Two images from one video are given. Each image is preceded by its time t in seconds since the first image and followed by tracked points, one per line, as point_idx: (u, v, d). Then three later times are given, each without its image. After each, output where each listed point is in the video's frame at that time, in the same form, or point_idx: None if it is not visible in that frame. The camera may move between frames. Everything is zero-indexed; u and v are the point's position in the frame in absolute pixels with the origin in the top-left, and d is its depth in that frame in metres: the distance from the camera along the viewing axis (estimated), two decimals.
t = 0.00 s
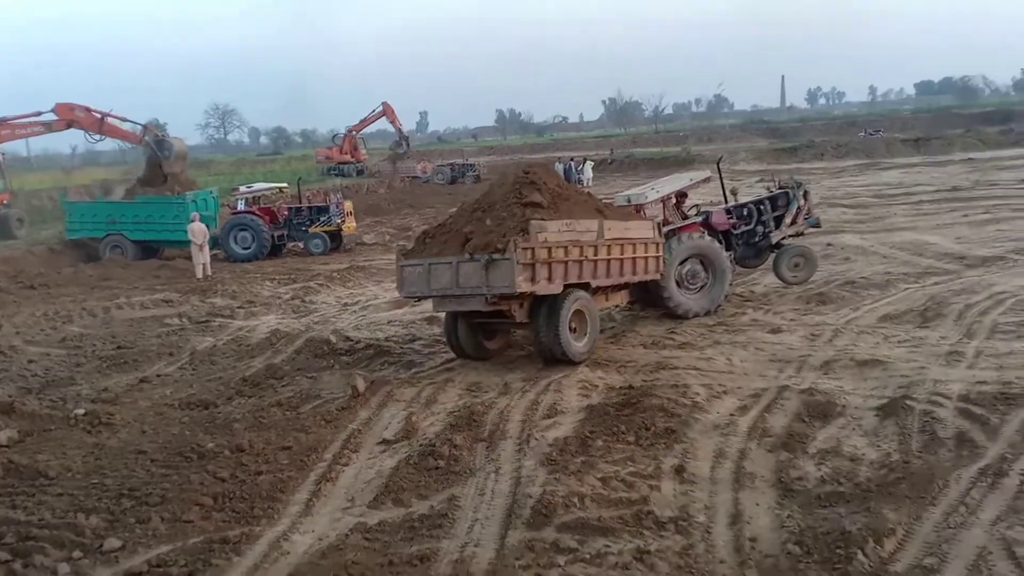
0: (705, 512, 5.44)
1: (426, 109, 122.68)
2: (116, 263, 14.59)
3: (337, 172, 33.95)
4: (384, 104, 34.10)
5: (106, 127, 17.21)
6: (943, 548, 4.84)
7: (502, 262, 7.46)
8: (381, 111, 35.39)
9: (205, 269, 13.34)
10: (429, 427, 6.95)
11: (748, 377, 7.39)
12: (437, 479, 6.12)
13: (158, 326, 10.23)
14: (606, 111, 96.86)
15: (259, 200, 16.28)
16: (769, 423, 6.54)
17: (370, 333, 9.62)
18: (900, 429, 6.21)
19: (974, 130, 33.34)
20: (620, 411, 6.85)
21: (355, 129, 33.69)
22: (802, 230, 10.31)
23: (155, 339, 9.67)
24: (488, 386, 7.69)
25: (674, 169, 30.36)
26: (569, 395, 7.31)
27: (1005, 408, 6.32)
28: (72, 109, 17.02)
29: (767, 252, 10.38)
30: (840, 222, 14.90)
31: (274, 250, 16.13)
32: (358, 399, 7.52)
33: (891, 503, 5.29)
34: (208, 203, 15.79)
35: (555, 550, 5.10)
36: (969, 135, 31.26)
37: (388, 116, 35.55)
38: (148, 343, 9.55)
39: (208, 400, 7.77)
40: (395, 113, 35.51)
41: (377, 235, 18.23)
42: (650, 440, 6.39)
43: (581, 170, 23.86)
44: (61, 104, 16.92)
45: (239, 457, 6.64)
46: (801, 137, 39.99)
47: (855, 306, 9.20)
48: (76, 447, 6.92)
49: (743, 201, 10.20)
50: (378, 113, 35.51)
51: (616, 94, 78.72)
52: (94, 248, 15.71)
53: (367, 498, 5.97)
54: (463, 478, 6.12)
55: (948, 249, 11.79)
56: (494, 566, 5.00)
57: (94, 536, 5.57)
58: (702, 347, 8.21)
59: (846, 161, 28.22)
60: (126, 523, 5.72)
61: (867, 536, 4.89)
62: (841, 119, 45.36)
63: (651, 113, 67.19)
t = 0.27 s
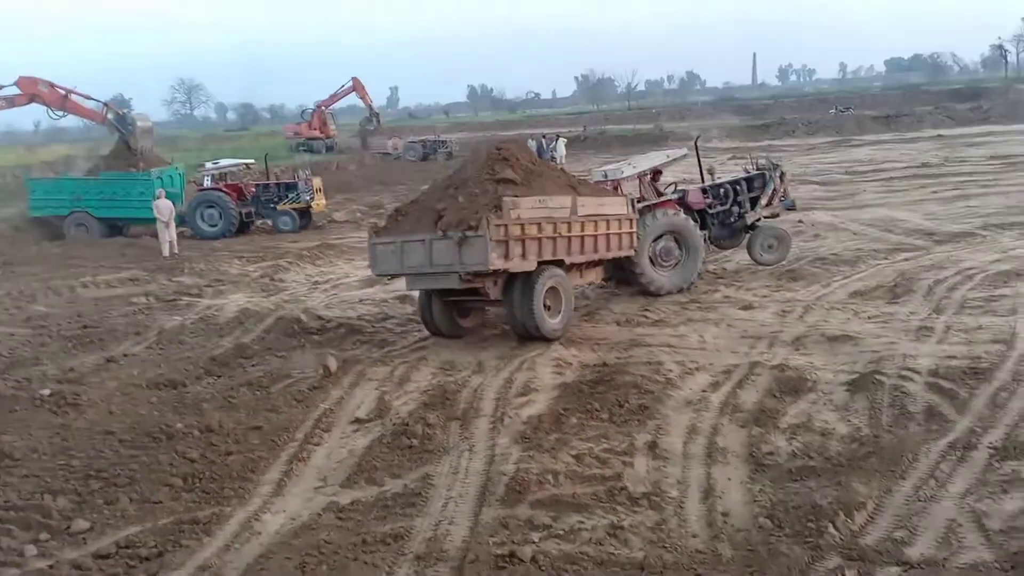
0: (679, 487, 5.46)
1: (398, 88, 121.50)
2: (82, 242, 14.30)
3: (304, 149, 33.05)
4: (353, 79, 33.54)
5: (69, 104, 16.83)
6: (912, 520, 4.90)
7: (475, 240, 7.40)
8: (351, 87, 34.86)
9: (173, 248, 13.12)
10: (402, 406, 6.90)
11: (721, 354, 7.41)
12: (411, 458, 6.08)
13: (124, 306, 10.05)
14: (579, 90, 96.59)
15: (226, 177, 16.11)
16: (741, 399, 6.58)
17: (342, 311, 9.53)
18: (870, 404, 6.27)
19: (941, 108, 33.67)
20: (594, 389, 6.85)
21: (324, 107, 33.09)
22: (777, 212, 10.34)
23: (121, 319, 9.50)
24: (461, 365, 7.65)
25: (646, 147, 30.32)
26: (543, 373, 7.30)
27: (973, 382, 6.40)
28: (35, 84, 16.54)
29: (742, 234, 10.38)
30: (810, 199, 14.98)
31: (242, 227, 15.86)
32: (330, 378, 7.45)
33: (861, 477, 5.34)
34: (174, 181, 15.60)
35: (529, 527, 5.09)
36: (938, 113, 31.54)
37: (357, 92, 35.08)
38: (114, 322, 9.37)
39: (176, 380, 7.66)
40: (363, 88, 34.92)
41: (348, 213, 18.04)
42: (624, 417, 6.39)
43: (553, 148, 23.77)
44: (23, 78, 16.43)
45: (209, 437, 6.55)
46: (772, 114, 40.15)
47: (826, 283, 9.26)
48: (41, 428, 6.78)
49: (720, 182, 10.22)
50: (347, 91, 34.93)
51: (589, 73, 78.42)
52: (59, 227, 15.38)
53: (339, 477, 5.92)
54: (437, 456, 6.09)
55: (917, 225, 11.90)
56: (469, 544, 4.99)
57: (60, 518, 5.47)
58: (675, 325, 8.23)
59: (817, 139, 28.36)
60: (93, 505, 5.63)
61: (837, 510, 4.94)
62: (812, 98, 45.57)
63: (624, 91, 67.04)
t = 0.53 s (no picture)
0: (661, 475, 5.50)
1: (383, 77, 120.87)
2: (62, 232, 14.18)
3: (287, 139, 32.93)
4: (334, 69, 33.60)
5: (49, 95, 16.66)
6: (890, 507, 4.96)
7: (459, 231, 7.41)
8: (334, 76, 34.66)
9: (154, 238, 13.04)
10: (385, 396, 6.91)
11: (703, 343, 7.46)
12: (394, 447, 6.09)
13: (105, 297, 9.98)
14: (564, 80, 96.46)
15: (208, 166, 16.01)
16: (723, 388, 6.62)
17: (324, 302, 9.51)
18: (849, 392, 6.32)
19: (922, 98, 33.85)
20: (577, 378, 6.88)
21: (308, 96, 32.97)
22: (763, 209, 10.33)
23: (102, 310, 9.44)
24: (444, 355, 7.66)
25: (630, 137, 30.34)
26: (526, 362, 7.32)
27: (951, 370, 6.47)
28: (15, 73, 16.35)
29: (727, 229, 10.38)
30: (791, 188, 15.05)
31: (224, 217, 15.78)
32: (313, 368, 7.44)
33: (841, 464, 5.40)
34: (155, 171, 15.45)
35: (512, 516, 5.12)
36: (919, 103, 31.71)
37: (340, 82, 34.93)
38: (95, 313, 9.31)
39: (159, 371, 7.63)
40: (347, 77, 34.79)
41: (331, 203, 17.97)
42: (606, 406, 6.42)
43: (536, 138, 23.75)
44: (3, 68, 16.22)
45: (192, 428, 6.54)
46: (755, 104, 40.27)
47: (807, 272, 9.32)
48: (22, 420, 6.74)
49: (707, 175, 10.22)
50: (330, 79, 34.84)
51: (574, 63, 78.30)
52: (39, 217, 15.25)
53: (323, 467, 5.93)
54: (421, 446, 6.10)
55: (897, 215, 11.99)
56: (452, 533, 5.00)
57: (42, 510, 5.45)
58: (658, 314, 8.27)
59: (799, 129, 28.47)
60: (75, 497, 5.61)
61: (817, 498, 4.99)
62: (795, 87, 45.69)
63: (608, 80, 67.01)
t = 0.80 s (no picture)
0: (643, 465, 5.51)
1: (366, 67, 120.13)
2: (41, 221, 14.03)
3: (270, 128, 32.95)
4: (316, 58, 33.47)
5: (25, 80, 16.45)
6: (870, 496, 5.00)
7: (443, 221, 7.38)
8: (316, 65, 34.42)
9: (134, 227, 12.92)
10: (368, 386, 6.89)
11: (685, 333, 7.48)
12: (376, 438, 6.08)
13: (84, 286, 9.89)
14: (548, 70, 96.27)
15: (189, 155, 15.83)
16: (704, 378, 6.65)
17: (306, 291, 9.46)
18: (830, 382, 6.37)
19: (903, 91, 34.04)
20: (559, 368, 6.88)
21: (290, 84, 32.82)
22: (747, 206, 10.34)
23: (81, 299, 9.35)
24: (427, 345, 7.65)
25: (613, 128, 30.34)
26: (509, 352, 7.32)
27: (930, 360, 6.53)
28: None
29: (712, 225, 10.36)
30: (773, 180, 15.11)
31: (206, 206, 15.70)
32: (295, 358, 7.41)
33: (821, 454, 5.44)
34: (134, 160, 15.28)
35: (495, 505, 5.12)
36: (899, 95, 31.89)
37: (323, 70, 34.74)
38: (74, 302, 9.22)
39: (138, 361, 7.57)
40: (329, 66, 34.57)
41: (313, 192, 17.87)
42: (589, 396, 6.43)
43: (520, 127, 23.70)
44: None
45: (173, 419, 6.49)
46: (737, 96, 40.37)
47: (788, 263, 9.36)
48: None
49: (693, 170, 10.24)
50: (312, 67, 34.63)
51: (558, 54, 78.15)
52: (17, 206, 15.07)
53: (305, 458, 5.90)
54: (403, 436, 6.09)
55: (877, 206, 12.06)
56: (434, 523, 5.00)
57: (20, 501, 5.40)
58: (640, 305, 8.28)
59: (780, 121, 28.57)
60: (54, 487, 5.56)
61: (797, 487, 5.03)
62: (777, 79, 45.83)
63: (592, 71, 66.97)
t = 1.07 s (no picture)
0: (624, 470, 5.53)
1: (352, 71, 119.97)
2: (21, 222, 13.92)
3: (252, 129, 32.92)
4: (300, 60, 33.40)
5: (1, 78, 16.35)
6: (848, 502, 5.04)
7: (426, 225, 7.37)
8: (300, 68, 34.33)
9: (115, 229, 12.84)
10: (350, 390, 6.87)
11: (667, 339, 7.51)
12: (358, 442, 6.06)
13: (64, 287, 9.81)
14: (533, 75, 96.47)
15: (171, 156, 15.64)
16: (685, 384, 6.68)
17: (289, 295, 9.44)
18: (809, 389, 6.41)
19: (883, 100, 34.34)
20: (542, 373, 6.90)
21: (273, 86, 32.49)
22: (730, 216, 10.36)
23: (61, 301, 9.28)
24: (410, 349, 7.65)
25: (596, 134, 30.45)
26: (491, 357, 7.32)
27: (908, 368, 6.59)
28: None
29: (694, 234, 10.43)
30: (754, 187, 15.21)
31: (188, 208, 15.65)
32: (277, 361, 7.39)
33: (800, 460, 5.47)
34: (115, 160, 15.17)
35: (476, 510, 5.11)
36: (880, 105, 32.18)
37: (306, 74, 34.65)
38: (54, 304, 9.15)
39: (118, 363, 7.52)
40: (314, 68, 34.52)
41: (296, 195, 17.83)
42: (571, 401, 6.45)
43: (504, 132, 23.73)
44: None
45: (153, 422, 6.45)
46: (721, 103, 40.61)
47: (769, 270, 9.43)
48: None
49: (677, 178, 10.30)
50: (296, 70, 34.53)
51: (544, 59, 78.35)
52: None
53: (286, 462, 5.89)
54: (385, 440, 6.08)
55: (857, 215, 12.16)
56: (415, 528, 4.99)
57: None
58: (622, 310, 8.31)
59: (762, 129, 28.77)
60: (31, 490, 5.51)
61: (776, 493, 5.06)
62: (760, 88, 46.15)
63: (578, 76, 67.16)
